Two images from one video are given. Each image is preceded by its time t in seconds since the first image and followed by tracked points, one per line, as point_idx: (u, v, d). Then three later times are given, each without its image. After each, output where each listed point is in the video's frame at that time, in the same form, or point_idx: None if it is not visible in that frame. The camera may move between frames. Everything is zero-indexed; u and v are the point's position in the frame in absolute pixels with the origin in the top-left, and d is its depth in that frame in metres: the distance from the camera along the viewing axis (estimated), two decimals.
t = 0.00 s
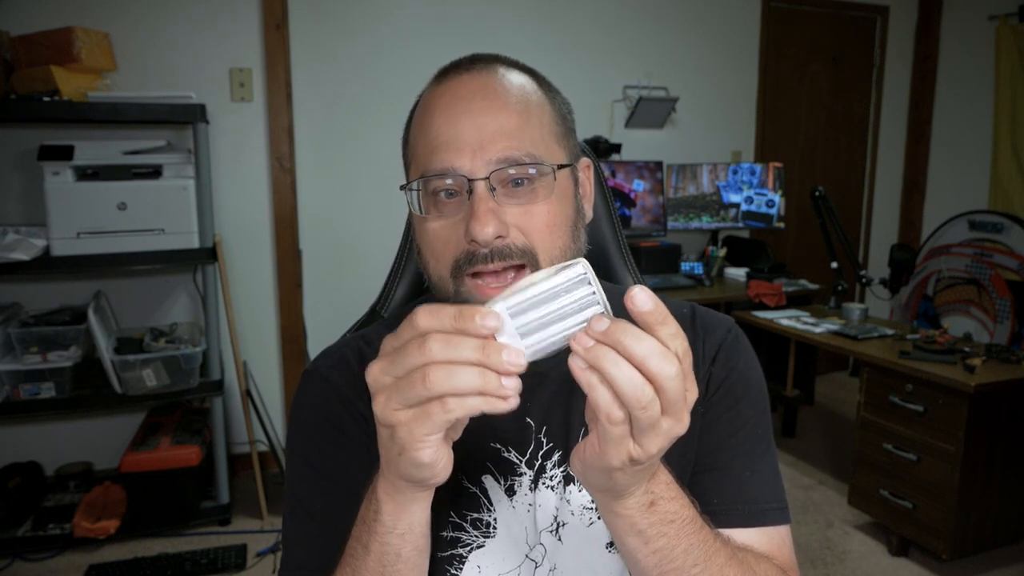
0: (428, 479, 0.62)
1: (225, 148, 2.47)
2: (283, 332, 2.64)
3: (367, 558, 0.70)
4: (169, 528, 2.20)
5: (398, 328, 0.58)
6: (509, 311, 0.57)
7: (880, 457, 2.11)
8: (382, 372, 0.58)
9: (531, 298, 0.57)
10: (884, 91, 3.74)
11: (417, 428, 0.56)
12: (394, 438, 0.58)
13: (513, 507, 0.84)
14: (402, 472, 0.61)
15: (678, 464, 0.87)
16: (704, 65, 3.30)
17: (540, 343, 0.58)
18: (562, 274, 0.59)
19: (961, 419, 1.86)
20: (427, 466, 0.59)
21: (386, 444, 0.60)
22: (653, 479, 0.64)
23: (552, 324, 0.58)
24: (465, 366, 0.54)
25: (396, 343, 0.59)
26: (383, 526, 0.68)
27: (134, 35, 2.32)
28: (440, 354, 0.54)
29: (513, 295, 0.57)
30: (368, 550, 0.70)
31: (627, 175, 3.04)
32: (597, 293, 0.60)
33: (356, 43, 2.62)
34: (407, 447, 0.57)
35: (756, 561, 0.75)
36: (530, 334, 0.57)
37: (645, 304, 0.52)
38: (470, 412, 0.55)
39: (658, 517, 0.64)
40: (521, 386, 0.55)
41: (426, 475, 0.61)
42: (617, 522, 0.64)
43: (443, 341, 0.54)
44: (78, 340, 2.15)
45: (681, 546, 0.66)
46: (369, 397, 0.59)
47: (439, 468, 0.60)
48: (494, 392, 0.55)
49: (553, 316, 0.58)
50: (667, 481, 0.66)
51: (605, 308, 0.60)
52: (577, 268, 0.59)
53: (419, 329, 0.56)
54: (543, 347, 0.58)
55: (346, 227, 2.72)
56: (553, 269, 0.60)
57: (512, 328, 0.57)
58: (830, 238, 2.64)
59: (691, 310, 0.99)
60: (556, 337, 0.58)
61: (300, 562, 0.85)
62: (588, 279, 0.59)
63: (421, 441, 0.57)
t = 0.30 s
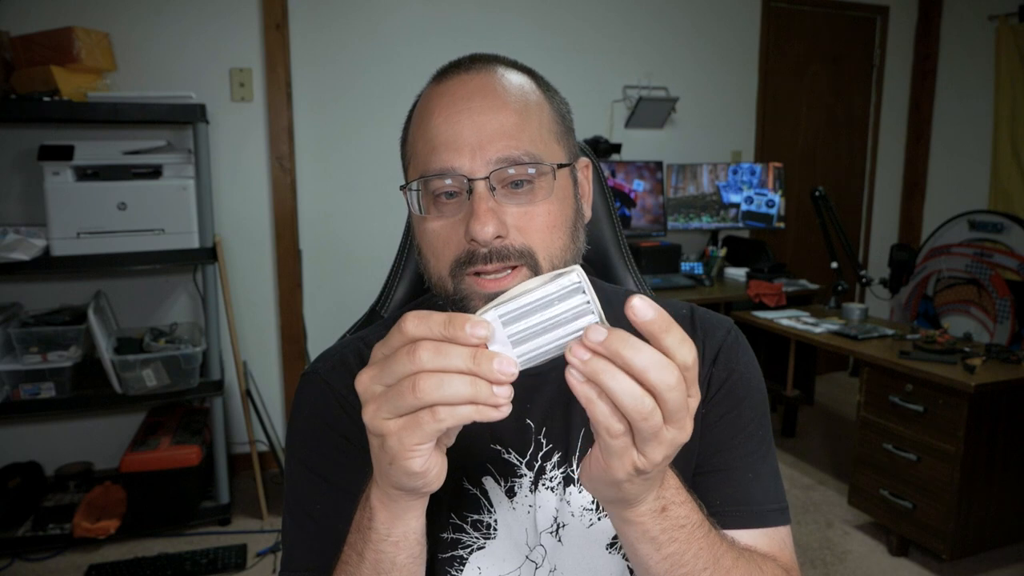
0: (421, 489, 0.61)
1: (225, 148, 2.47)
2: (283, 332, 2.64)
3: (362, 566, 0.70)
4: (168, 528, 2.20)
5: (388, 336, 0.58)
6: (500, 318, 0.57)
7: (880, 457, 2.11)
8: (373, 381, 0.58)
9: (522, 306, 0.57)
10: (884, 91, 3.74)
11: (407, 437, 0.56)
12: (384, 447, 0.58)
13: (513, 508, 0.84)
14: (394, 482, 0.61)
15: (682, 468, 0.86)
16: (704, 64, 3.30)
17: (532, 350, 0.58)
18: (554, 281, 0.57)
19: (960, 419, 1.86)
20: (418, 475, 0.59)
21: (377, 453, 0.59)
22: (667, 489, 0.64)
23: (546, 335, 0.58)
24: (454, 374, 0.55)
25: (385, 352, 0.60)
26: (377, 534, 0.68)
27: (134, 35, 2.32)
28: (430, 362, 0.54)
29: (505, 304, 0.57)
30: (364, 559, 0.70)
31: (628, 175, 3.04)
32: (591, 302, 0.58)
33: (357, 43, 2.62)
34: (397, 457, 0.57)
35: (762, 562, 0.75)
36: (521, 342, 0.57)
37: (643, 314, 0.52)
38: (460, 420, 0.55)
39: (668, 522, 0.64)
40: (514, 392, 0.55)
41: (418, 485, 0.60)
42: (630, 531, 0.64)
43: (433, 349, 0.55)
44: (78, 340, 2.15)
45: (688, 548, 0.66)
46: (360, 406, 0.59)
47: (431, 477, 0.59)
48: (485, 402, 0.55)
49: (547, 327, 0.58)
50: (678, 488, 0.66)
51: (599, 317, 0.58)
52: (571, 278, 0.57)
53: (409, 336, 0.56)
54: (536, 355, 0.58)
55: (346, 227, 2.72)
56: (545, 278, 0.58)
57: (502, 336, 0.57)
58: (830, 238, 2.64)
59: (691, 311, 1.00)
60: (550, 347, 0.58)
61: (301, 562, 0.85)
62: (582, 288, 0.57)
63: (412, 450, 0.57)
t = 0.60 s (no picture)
0: (411, 492, 0.61)
1: (225, 148, 2.47)
2: (284, 333, 2.64)
3: (357, 569, 0.70)
4: (168, 528, 2.20)
5: (373, 340, 0.58)
6: (488, 322, 0.56)
7: (880, 457, 2.11)
8: (358, 385, 0.58)
9: (511, 310, 0.56)
10: (885, 91, 3.74)
11: (394, 442, 0.56)
12: (371, 452, 0.58)
13: (514, 506, 0.85)
14: (383, 487, 0.61)
15: (689, 475, 0.85)
16: (704, 64, 3.30)
17: (521, 356, 0.57)
18: (546, 287, 0.56)
19: (961, 419, 1.86)
20: (407, 480, 0.59)
21: (364, 458, 0.59)
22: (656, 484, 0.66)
23: (537, 340, 0.57)
24: (442, 379, 0.55)
25: (370, 355, 0.59)
26: (370, 538, 0.68)
27: (135, 34, 2.32)
28: (416, 367, 0.54)
29: (494, 309, 0.56)
30: (358, 561, 0.70)
31: (627, 175, 3.04)
32: (583, 309, 0.57)
33: (358, 43, 2.62)
34: (385, 462, 0.57)
35: (763, 553, 0.79)
36: (509, 347, 0.56)
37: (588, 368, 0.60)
38: (449, 425, 0.55)
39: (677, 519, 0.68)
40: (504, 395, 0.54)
41: (408, 489, 0.60)
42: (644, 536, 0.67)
43: (419, 354, 0.54)
44: (78, 340, 2.15)
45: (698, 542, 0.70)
46: (346, 411, 0.59)
47: (421, 480, 0.59)
48: (474, 406, 0.54)
49: (536, 333, 0.57)
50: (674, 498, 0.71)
51: (591, 325, 0.57)
52: (564, 284, 0.56)
53: (394, 340, 0.56)
54: (525, 361, 0.57)
55: (346, 227, 2.72)
56: (538, 283, 0.57)
57: (490, 340, 0.56)
58: (830, 238, 2.64)
59: (690, 310, 0.99)
60: (541, 354, 0.57)
61: (302, 562, 0.86)
62: (575, 295, 0.57)
63: (399, 456, 0.57)
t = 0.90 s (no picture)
0: (414, 487, 0.62)
1: (224, 148, 2.47)
2: (284, 333, 2.65)
3: (359, 565, 0.71)
4: (168, 528, 2.20)
5: (374, 335, 0.58)
6: (485, 316, 0.55)
7: (880, 457, 2.11)
8: (361, 380, 0.58)
9: (507, 304, 0.55)
10: (885, 91, 3.74)
11: (396, 436, 0.57)
12: (373, 446, 0.58)
13: (514, 505, 0.85)
14: (385, 481, 0.61)
15: (688, 474, 0.85)
16: (704, 65, 3.30)
17: (520, 349, 0.56)
18: (542, 279, 0.55)
19: (960, 419, 1.86)
20: (410, 474, 0.59)
21: (367, 452, 0.60)
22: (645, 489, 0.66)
23: (535, 332, 0.56)
24: (443, 374, 0.55)
25: (372, 351, 0.59)
26: (372, 533, 0.68)
27: (134, 35, 2.32)
28: (418, 362, 0.54)
29: (493, 301, 0.55)
30: (360, 557, 0.70)
31: (627, 175, 3.04)
32: (580, 299, 0.56)
33: (357, 43, 2.62)
34: (387, 456, 0.57)
35: (756, 556, 0.78)
36: (508, 340, 0.56)
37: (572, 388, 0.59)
38: (451, 419, 0.55)
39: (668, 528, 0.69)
40: (505, 389, 0.54)
41: (411, 483, 0.61)
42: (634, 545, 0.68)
43: (420, 350, 0.54)
44: (78, 340, 2.15)
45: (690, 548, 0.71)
46: (348, 405, 0.59)
47: (423, 474, 0.60)
48: (475, 400, 0.55)
49: (535, 324, 0.56)
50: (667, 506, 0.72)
51: (588, 315, 0.56)
52: (560, 275, 0.55)
53: (395, 335, 0.56)
54: (524, 353, 0.56)
55: (346, 227, 2.72)
56: (533, 274, 0.56)
57: (489, 334, 0.55)
58: (830, 238, 2.64)
59: (691, 311, 0.99)
60: (539, 346, 0.56)
61: (303, 561, 0.86)
62: (571, 284, 0.56)
63: (401, 449, 0.57)
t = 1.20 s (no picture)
0: (419, 487, 0.62)
1: (224, 148, 2.47)
2: (284, 333, 2.64)
3: (362, 564, 0.71)
4: (169, 528, 2.20)
5: (379, 337, 0.58)
6: (490, 315, 0.55)
7: (880, 457, 2.11)
8: (366, 381, 0.58)
9: (513, 303, 0.55)
10: (885, 91, 3.74)
11: (402, 436, 0.57)
12: (378, 446, 0.58)
13: (515, 504, 0.85)
14: (391, 481, 0.61)
15: (688, 472, 0.85)
16: (704, 65, 3.30)
17: (525, 348, 0.56)
18: (546, 277, 0.55)
19: (960, 419, 1.86)
20: (415, 474, 0.59)
21: (371, 453, 0.60)
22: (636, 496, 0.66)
23: (539, 331, 0.56)
24: (450, 375, 0.54)
25: (376, 352, 0.59)
26: (376, 532, 0.68)
27: (134, 34, 2.32)
28: (423, 364, 0.54)
29: (498, 301, 0.55)
30: (364, 556, 0.70)
31: (627, 175, 3.04)
32: (583, 297, 0.56)
33: (358, 43, 2.62)
34: (392, 456, 0.58)
35: (751, 559, 0.79)
36: (513, 339, 0.55)
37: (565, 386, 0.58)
38: (458, 420, 0.55)
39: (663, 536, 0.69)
40: (511, 390, 0.54)
41: (416, 483, 0.61)
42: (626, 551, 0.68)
43: (426, 351, 0.54)
44: (78, 340, 2.15)
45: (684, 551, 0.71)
46: (354, 406, 0.59)
47: (428, 475, 0.60)
48: (482, 400, 0.54)
49: (539, 324, 0.56)
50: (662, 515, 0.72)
51: (593, 314, 0.56)
52: (564, 273, 0.55)
53: (399, 337, 0.56)
54: (529, 352, 0.56)
55: (346, 227, 2.72)
56: (537, 274, 0.56)
57: (494, 333, 0.55)
58: (830, 238, 2.64)
59: (691, 311, 0.99)
60: (542, 344, 0.56)
61: (305, 560, 0.86)
62: (575, 283, 0.56)
63: (407, 449, 0.57)
